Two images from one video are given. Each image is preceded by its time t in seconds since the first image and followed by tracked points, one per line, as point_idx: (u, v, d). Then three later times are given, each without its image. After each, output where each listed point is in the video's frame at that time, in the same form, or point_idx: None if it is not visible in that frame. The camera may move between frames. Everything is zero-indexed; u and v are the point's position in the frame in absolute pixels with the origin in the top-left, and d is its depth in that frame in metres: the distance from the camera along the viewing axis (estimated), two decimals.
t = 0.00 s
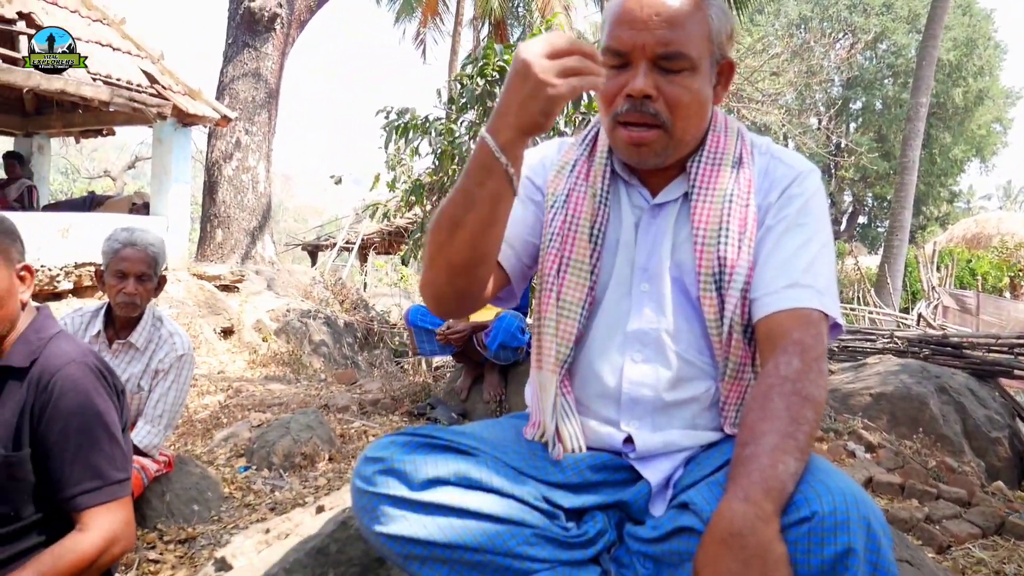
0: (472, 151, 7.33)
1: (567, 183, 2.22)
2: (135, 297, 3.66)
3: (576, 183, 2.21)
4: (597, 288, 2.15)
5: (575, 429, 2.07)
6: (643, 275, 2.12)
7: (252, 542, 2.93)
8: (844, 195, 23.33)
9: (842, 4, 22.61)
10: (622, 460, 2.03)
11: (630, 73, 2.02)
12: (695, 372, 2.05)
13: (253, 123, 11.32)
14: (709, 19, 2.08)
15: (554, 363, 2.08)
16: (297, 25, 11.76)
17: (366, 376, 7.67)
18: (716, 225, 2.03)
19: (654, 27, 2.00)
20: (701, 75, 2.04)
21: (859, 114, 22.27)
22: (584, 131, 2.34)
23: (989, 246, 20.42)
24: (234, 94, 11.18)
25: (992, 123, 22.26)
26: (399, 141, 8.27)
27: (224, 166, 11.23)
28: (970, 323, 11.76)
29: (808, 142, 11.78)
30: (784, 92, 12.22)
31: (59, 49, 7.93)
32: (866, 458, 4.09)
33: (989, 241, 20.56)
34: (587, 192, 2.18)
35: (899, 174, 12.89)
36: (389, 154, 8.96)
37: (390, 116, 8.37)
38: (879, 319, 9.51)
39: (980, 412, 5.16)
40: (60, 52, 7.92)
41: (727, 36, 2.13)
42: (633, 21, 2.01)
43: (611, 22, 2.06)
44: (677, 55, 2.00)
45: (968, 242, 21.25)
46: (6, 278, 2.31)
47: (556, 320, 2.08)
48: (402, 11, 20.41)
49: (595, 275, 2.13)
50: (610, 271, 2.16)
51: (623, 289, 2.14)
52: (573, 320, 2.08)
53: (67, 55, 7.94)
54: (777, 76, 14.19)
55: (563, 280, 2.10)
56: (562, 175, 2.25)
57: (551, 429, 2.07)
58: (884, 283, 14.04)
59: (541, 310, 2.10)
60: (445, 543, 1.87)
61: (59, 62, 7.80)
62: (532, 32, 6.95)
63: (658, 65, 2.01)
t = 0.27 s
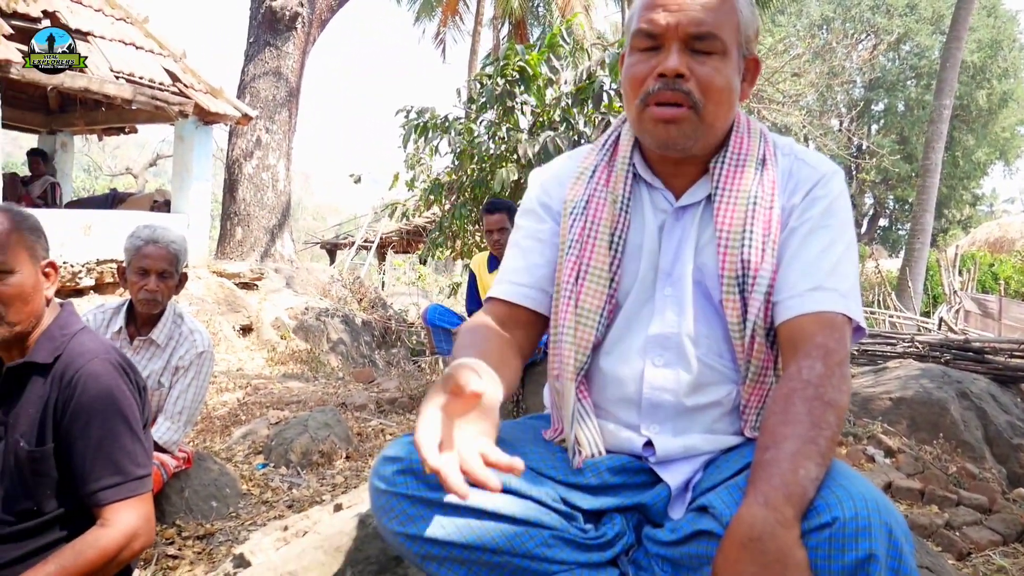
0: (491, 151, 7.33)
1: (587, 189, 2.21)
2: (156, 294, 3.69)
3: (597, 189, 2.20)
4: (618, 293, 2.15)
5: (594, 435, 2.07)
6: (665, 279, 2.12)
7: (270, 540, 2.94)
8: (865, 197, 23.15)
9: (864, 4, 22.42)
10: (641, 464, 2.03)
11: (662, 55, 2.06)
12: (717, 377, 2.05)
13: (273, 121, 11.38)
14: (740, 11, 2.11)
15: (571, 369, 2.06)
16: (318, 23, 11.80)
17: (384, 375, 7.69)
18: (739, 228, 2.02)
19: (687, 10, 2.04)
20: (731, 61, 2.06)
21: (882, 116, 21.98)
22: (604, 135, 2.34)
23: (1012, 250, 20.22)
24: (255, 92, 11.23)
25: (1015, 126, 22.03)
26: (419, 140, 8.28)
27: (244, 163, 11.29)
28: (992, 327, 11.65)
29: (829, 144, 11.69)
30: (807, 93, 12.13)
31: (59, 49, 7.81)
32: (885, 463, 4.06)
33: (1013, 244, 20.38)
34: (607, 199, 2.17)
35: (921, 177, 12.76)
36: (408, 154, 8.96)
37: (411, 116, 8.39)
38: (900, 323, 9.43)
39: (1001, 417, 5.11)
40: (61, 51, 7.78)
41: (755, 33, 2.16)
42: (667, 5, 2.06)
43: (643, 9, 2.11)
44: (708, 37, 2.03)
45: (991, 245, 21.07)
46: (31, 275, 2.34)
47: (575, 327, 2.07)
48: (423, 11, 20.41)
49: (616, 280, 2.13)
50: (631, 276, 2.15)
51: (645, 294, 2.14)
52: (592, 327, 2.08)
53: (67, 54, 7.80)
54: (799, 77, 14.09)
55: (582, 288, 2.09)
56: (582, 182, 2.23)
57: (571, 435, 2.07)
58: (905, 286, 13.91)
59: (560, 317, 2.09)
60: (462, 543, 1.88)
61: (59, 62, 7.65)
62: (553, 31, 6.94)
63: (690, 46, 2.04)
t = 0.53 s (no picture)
0: (492, 150, 7.33)
1: (582, 189, 2.21)
2: (156, 293, 3.69)
3: (591, 188, 2.20)
4: (614, 293, 2.14)
5: (592, 434, 2.09)
6: (662, 277, 2.12)
7: (270, 539, 2.94)
8: (866, 196, 23.13)
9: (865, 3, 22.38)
10: (641, 463, 2.03)
11: (653, 49, 2.07)
12: (715, 375, 2.05)
13: (274, 120, 11.38)
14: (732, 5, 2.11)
15: (568, 369, 2.07)
16: (318, 23, 11.79)
17: (384, 374, 7.69)
18: (735, 226, 2.02)
19: (677, 4, 2.05)
20: (723, 54, 2.07)
21: (882, 114, 22.12)
22: (597, 137, 2.35)
23: (1012, 248, 20.22)
24: (256, 92, 11.23)
25: (1016, 125, 22.03)
26: (419, 139, 8.29)
27: (245, 163, 11.29)
28: (992, 326, 11.65)
29: (829, 143, 11.69)
30: (807, 92, 12.12)
31: (58, 49, 7.79)
32: (885, 462, 4.06)
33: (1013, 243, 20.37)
34: (602, 198, 2.17)
35: (921, 176, 12.75)
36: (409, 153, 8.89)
37: (411, 114, 8.38)
38: (900, 322, 9.43)
39: (1002, 417, 5.11)
40: (60, 51, 7.76)
41: (747, 28, 2.16)
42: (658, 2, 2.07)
43: (634, 6, 2.13)
44: (699, 30, 2.04)
45: (991, 244, 21.04)
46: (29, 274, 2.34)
47: (571, 327, 2.08)
48: (423, 10, 20.40)
49: (612, 280, 2.13)
50: (626, 274, 2.15)
51: (641, 293, 2.14)
52: (588, 326, 2.08)
53: (66, 54, 7.77)
54: (799, 76, 14.09)
55: (577, 288, 2.09)
56: (576, 181, 2.24)
57: (566, 435, 2.09)
58: (905, 285, 13.91)
59: (557, 317, 2.09)
60: (461, 544, 1.88)
61: (59, 62, 7.62)
62: (553, 31, 6.94)
63: (681, 39, 2.05)
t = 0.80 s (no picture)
0: (487, 149, 7.32)
1: (576, 185, 2.22)
2: (151, 294, 3.68)
3: (586, 185, 2.21)
4: (609, 289, 2.15)
5: (589, 431, 2.08)
6: (657, 274, 2.12)
7: (266, 539, 2.93)
8: (861, 194, 23.15)
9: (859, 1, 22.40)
10: (637, 460, 2.03)
11: (643, 44, 2.08)
12: (711, 371, 2.05)
13: (269, 121, 11.37)
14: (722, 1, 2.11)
15: (566, 365, 2.07)
16: (312, 23, 11.78)
17: (380, 373, 7.69)
18: (729, 222, 2.03)
19: None
20: (713, 50, 2.07)
21: (877, 112, 22.18)
22: (592, 134, 2.36)
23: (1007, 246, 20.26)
24: (251, 92, 11.21)
25: (1010, 123, 22.06)
26: (413, 138, 8.28)
27: (240, 163, 11.28)
28: (988, 322, 11.67)
29: (824, 140, 11.70)
30: (801, 90, 12.13)
31: (59, 49, 7.89)
32: (882, 458, 4.06)
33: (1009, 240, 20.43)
34: (596, 194, 2.18)
35: (917, 173, 12.76)
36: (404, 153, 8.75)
37: (405, 113, 8.38)
38: (896, 319, 9.44)
39: (997, 413, 5.12)
40: (61, 51, 7.86)
41: (738, 24, 2.16)
42: None
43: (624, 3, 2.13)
44: (689, 25, 2.05)
45: (987, 241, 21.08)
46: (20, 275, 2.33)
47: (567, 323, 2.08)
48: (417, 9, 20.39)
49: (607, 276, 2.13)
50: (621, 271, 2.16)
51: (636, 289, 2.14)
52: (584, 322, 2.08)
53: (67, 54, 7.87)
54: (793, 73, 14.10)
55: (573, 283, 2.09)
56: (571, 179, 2.25)
57: (563, 430, 2.09)
58: (901, 282, 13.92)
59: (553, 314, 2.09)
60: (457, 542, 1.88)
61: (59, 62, 7.70)
62: (547, 29, 6.94)
63: (671, 35, 2.05)
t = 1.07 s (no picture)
0: (486, 146, 7.32)
1: (577, 178, 2.21)
2: (150, 291, 3.68)
3: (586, 177, 2.20)
4: (609, 282, 2.15)
5: (589, 425, 2.09)
6: (656, 267, 2.12)
7: (266, 536, 2.94)
8: (860, 190, 23.08)
9: None
10: (637, 454, 2.03)
11: (643, 37, 2.07)
12: (711, 364, 2.05)
13: (267, 118, 11.36)
14: None
15: (567, 358, 2.07)
16: (311, 20, 11.76)
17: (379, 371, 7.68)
18: (729, 216, 2.02)
19: None
20: (713, 43, 2.07)
21: (876, 108, 22.17)
22: (592, 128, 2.36)
23: (1006, 241, 20.27)
24: (249, 89, 11.20)
25: (1009, 118, 22.05)
26: (412, 136, 8.27)
27: (238, 161, 11.27)
28: (987, 318, 11.67)
29: (823, 137, 11.69)
30: (800, 86, 12.13)
31: (58, 49, 7.87)
32: (881, 454, 4.07)
33: (1008, 236, 20.44)
34: (597, 187, 2.17)
35: (916, 169, 12.74)
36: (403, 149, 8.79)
37: (403, 110, 8.37)
38: (895, 315, 9.44)
39: (997, 408, 5.12)
40: (61, 51, 7.84)
41: (739, 18, 2.16)
42: None
43: None
44: (690, 18, 2.05)
45: (986, 237, 21.09)
46: (13, 273, 2.33)
47: (567, 316, 2.08)
48: (415, 7, 20.35)
49: (608, 270, 2.13)
50: (621, 264, 2.16)
51: (635, 282, 2.14)
52: (585, 316, 2.08)
53: (67, 54, 7.85)
54: (793, 70, 14.09)
55: (574, 277, 2.09)
56: (572, 171, 2.25)
57: (565, 426, 2.09)
58: (900, 278, 13.92)
59: (554, 307, 2.09)
60: (457, 536, 1.88)
61: (59, 62, 7.65)
62: (546, 26, 6.93)
63: (672, 28, 2.05)
